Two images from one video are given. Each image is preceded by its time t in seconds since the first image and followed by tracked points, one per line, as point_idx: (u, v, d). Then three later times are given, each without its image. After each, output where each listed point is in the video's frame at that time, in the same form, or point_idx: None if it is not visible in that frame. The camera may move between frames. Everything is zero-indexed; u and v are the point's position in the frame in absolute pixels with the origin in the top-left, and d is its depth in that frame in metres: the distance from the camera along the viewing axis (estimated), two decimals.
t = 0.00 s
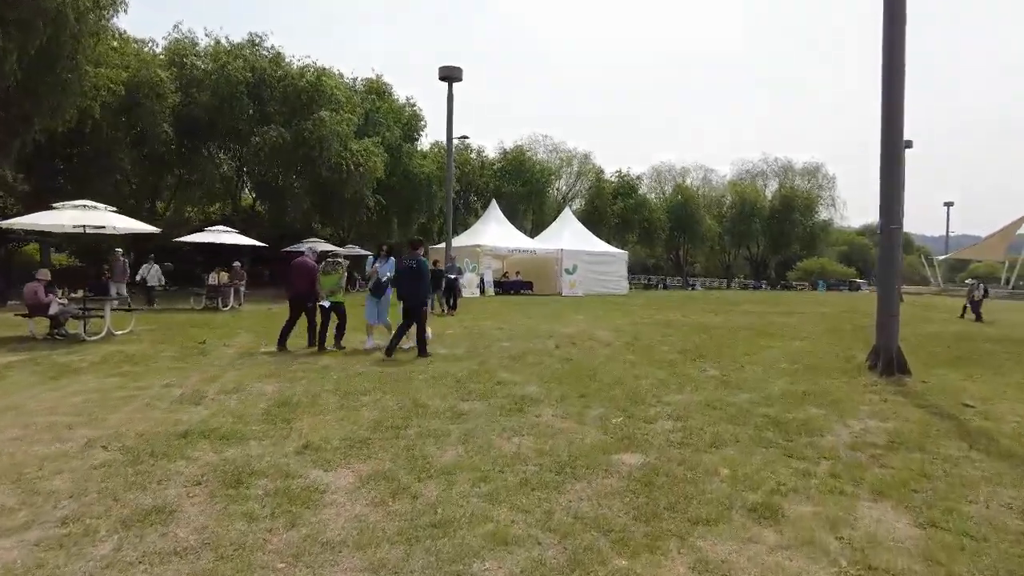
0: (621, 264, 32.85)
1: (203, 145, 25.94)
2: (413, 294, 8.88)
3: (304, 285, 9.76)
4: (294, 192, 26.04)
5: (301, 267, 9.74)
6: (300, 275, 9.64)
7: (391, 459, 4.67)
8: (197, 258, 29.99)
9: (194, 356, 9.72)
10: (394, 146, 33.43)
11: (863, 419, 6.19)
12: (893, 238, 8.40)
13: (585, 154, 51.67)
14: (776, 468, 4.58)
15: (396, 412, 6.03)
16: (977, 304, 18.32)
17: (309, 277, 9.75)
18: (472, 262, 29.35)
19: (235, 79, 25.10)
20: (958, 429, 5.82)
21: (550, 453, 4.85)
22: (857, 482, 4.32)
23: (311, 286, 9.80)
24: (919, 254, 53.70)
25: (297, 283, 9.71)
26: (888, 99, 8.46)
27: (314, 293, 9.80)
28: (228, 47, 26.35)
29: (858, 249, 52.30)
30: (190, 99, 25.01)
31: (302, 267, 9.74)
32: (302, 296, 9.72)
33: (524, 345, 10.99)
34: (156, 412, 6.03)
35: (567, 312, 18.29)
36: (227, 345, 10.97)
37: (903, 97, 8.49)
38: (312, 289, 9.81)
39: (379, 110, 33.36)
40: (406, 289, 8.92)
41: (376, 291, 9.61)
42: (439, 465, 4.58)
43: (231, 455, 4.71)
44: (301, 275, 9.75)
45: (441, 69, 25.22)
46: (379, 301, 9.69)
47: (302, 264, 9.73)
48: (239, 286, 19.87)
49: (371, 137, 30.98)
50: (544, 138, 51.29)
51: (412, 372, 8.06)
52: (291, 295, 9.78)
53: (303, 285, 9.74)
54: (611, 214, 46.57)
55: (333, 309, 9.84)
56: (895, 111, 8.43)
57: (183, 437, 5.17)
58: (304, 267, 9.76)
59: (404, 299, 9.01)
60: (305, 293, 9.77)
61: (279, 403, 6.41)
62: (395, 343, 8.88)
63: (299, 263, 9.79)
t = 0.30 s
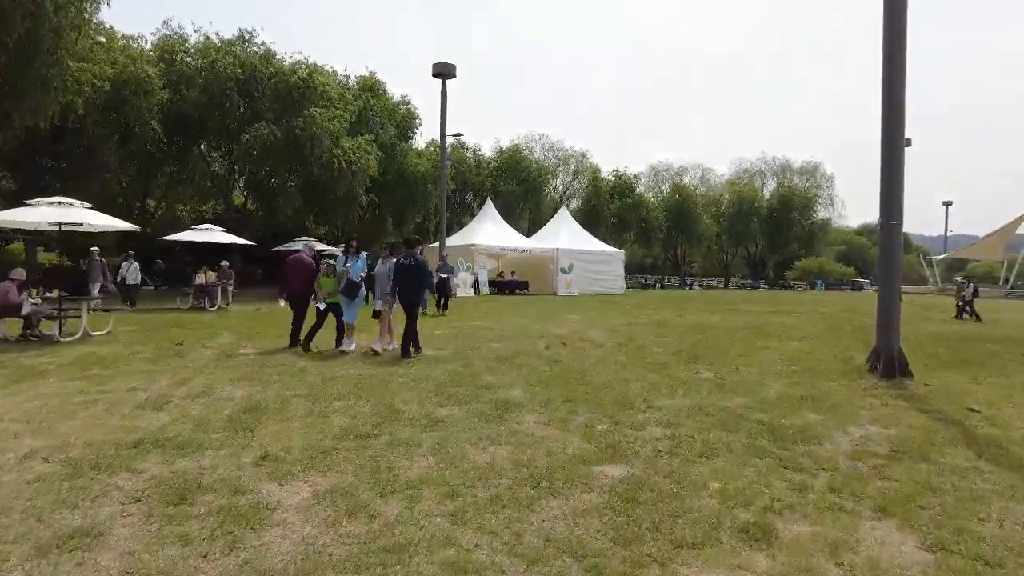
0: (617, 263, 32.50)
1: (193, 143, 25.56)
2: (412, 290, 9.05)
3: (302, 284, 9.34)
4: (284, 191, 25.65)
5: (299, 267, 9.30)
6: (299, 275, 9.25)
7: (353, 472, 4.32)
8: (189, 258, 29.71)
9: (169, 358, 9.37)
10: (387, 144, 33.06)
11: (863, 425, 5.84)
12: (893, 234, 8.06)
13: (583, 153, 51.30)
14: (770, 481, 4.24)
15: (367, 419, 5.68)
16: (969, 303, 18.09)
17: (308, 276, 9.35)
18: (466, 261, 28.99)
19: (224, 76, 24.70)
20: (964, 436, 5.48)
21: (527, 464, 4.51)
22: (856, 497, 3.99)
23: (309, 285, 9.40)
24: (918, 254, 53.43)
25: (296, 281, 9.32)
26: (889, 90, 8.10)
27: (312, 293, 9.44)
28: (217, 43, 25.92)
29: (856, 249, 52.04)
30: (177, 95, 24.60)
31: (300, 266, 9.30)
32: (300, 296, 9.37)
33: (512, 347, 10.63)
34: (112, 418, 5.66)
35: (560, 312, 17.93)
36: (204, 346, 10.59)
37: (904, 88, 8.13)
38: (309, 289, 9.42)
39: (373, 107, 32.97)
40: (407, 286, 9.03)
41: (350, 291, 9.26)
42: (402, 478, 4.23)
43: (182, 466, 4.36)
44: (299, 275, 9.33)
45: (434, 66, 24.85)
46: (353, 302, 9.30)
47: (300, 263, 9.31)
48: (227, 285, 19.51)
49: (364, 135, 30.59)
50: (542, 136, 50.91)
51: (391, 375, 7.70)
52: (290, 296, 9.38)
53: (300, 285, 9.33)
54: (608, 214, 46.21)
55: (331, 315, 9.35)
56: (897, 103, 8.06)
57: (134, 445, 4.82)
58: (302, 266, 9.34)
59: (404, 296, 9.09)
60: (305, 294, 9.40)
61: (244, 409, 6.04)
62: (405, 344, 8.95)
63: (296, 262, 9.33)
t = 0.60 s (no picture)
0: (617, 264, 32.16)
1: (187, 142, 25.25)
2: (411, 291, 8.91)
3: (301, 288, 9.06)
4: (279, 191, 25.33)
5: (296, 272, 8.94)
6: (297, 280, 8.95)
7: (318, 493, 3.99)
8: (185, 259, 29.48)
9: (148, 362, 9.02)
10: (385, 143, 32.74)
11: (869, 437, 5.49)
12: (900, 234, 7.72)
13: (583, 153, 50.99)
14: (771, 503, 3.89)
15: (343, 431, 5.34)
16: (963, 304, 17.78)
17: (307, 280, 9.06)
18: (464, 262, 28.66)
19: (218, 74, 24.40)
20: (978, 449, 5.12)
21: (508, 483, 4.17)
22: (866, 522, 3.64)
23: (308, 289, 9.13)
24: (921, 254, 53.05)
25: (293, 287, 9.04)
26: (895, 83, 7.75)
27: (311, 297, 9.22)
28: (212, 41, 25.62)
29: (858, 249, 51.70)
30: (170, 94, 24.31)
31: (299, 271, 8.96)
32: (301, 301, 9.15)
33: (504, 351, 10.29)
34: (70, 430, 5.31)
35: (557, 314, 17.59)
36: (185, 350, 10.24)
37: (910, 81, 7.79)
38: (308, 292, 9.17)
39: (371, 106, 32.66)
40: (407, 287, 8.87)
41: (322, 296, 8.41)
42: (372, 498, 3.90)
43: (133, 483, 4.03)
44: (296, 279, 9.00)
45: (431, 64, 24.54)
46: (324, 308, 8.44)
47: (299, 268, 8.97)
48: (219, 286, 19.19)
49: (360, 134, 30.28)
50: (541, 136, 50.62)
51: (375, 381, 7.36)
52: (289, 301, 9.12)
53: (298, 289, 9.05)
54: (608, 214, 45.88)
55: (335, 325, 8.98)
56: (904, 97, 7.71)
57: (86, 460, 4.47)
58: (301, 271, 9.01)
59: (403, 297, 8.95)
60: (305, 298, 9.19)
61: (213, 419, 5.69)
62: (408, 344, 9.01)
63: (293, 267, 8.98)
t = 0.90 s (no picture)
0: (619, 262, 31.72)
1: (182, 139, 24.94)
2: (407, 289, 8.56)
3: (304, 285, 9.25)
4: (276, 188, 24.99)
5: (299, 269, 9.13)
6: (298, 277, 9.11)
7: (276, 510, 3.62)
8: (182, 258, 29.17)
9: (126, 363, 8.67)
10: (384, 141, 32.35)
11: (882, 446, 5.08)
12: (913, 229, 7.33)
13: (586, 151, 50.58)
14: (776, 523, 3.49)
15: (316, 439, 4.97)
16: (962, 304, 17.38)
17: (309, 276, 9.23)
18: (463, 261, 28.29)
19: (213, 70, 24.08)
20: (1001, 460, 4.72)
21: (486, 499, 3.79)
22: (883, 547, 3.25)
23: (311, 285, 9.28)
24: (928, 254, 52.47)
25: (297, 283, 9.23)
26: (908, 71, 7.33)
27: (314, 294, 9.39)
28: (207, 37, 25.29)
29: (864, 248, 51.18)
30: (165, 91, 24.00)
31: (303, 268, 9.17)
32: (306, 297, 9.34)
33: (498, 351, 9.91)
34: (22, 437, 4.94)
35: (557, 314, 17.19)
36: (168, 350, 9.88)
37: (923, 68, 7.38)
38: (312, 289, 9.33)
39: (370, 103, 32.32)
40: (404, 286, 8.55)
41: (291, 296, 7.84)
42: (334, 516, 3.53)
43: (72, 498, 3.67)
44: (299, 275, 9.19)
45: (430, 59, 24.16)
46: (293, 309, 7.91)
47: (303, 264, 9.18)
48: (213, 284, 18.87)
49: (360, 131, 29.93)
50: (543, 134, 50.23)
51: (358, 383, 6.99)
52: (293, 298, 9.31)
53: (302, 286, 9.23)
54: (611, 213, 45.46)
55: (327, 327, 8.66)
56: (918, 84, 7.29)
57: (28, 472, 4.10)
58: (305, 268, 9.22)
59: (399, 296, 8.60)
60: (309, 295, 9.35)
61: (178, 426, 5.32)
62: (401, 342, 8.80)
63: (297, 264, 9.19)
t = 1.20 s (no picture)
0: (619, 263, 31.32)
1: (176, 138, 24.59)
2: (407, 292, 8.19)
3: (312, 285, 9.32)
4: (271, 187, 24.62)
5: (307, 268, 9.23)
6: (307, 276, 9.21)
7: (225, 539, 3.26)
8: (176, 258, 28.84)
9: (101, 368, 8.31)
10: (382, 140, 31.97)
11: (895, 462, 4.72)
12: (924, 228, 6.95)
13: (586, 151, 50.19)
14: (781, 555, 3.13)
15: (284, 453, 4.62)
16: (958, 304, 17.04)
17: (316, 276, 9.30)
18: (461, 262, 27.96)
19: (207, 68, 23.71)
20: None
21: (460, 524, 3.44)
22: None
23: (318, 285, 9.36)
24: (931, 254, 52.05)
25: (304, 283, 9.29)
26: (920, 62, 6.95)
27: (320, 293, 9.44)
28: (202, 34, 24.92)
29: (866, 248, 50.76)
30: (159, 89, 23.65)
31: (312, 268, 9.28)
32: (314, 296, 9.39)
33: (490, 355, 9.54)
34: None
35: (554, 316, 16.83)
36: (148, 355, 9.52)
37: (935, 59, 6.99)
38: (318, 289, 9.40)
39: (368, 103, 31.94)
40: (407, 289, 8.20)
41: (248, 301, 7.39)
42: (288, 545, 3.17)
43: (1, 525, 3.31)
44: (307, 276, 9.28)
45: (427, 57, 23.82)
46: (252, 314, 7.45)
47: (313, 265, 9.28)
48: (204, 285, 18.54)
49: (357, 130, 29.56)
50: (543, 134, 49.87)
51: (338, 390, 6.63)
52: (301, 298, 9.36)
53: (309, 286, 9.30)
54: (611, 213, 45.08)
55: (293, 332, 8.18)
56: (930, 75, 6.92)
57: None
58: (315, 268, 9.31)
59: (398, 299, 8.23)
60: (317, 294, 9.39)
61: (140, 438, 4.96)
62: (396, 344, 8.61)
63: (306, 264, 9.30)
